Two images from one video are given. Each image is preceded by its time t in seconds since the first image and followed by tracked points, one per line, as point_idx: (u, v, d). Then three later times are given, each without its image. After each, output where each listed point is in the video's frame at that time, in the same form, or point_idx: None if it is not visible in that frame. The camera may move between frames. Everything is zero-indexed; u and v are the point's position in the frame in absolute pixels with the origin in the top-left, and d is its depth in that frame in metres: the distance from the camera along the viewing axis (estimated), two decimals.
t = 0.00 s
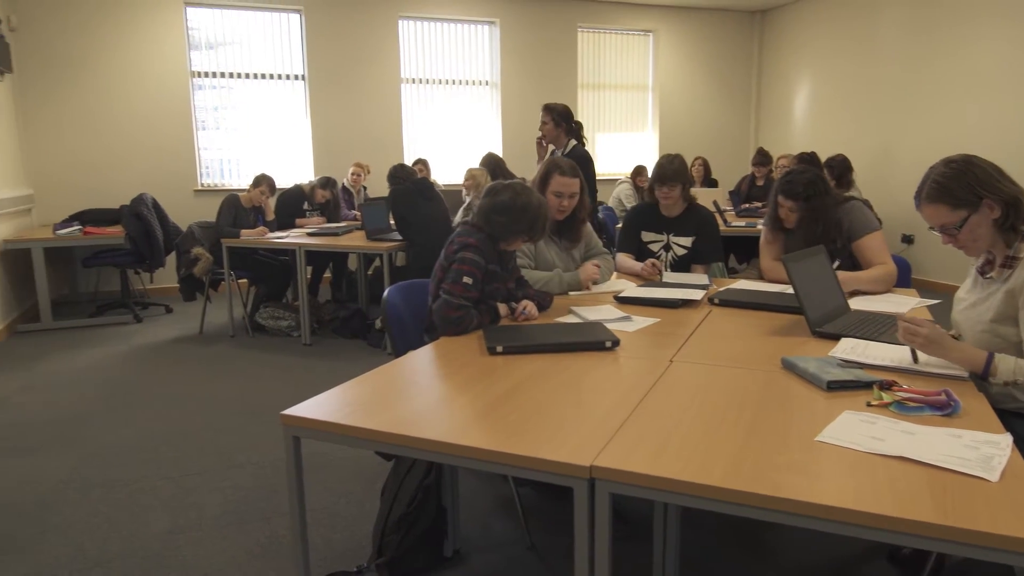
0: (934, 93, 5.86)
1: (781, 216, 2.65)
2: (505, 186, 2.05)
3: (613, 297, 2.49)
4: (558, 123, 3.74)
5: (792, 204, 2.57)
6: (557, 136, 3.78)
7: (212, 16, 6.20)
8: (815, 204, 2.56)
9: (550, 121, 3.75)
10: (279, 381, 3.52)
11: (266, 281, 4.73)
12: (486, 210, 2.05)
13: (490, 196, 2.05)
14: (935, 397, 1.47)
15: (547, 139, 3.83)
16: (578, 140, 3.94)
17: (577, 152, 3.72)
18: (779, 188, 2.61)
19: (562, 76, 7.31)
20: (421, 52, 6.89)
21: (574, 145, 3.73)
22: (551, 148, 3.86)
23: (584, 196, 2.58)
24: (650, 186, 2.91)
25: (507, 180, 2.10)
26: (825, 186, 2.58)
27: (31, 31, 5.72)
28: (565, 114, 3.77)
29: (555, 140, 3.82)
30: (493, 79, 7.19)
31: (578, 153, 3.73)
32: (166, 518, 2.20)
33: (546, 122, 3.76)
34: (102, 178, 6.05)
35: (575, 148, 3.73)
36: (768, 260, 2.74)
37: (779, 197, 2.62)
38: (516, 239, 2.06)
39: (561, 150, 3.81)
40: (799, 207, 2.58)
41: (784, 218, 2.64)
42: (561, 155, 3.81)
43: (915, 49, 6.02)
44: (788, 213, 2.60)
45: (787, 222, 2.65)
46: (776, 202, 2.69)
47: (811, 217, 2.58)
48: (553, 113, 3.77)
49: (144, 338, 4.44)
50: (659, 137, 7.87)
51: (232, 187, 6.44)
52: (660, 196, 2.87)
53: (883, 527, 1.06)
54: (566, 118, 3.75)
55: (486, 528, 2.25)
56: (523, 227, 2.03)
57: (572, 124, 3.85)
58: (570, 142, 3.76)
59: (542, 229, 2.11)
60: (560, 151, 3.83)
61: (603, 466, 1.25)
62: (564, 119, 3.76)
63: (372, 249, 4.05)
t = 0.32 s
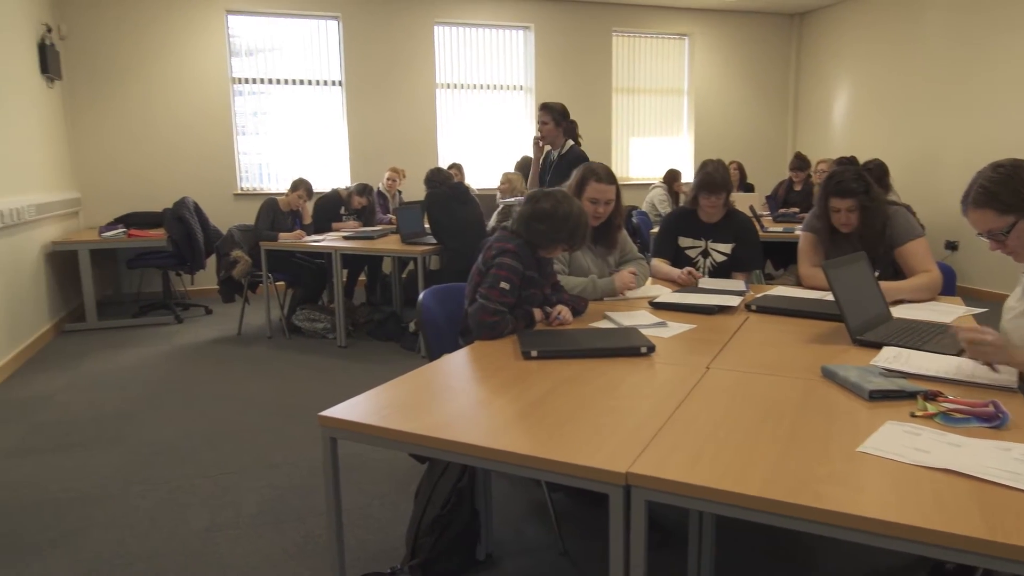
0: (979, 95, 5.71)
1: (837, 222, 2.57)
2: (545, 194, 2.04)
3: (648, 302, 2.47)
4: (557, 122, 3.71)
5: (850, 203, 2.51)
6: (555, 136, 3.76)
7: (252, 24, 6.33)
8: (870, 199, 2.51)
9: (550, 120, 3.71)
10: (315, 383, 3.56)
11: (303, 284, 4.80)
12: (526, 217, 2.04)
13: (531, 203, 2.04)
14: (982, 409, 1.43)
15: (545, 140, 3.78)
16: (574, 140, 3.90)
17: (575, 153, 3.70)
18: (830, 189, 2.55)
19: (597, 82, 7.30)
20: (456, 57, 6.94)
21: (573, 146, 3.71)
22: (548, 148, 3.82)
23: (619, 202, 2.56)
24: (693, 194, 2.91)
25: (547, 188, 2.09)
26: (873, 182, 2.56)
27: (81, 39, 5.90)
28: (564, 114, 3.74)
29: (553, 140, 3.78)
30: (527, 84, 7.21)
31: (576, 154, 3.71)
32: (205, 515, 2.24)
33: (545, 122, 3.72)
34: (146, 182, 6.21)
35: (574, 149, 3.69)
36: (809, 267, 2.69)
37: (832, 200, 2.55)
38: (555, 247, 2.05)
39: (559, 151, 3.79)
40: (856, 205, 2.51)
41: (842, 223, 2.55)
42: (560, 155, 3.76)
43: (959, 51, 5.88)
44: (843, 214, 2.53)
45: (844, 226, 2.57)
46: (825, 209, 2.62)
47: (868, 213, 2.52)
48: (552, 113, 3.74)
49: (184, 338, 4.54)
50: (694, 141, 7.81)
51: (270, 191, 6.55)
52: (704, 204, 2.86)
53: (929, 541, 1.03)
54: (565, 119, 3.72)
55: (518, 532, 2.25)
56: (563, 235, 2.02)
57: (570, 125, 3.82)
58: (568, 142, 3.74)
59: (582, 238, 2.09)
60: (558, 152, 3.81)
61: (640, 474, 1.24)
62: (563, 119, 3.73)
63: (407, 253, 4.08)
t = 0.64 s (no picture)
0: None
1: (890, 225, 2.50)
2: (591, 200, 2.04)
3: (692, 309, 2.45)
4: (560, 128, 3.66)
5: (903, 206, 2.43)
6: (557, 144, 3.71)
7: (300, 31, 6.47)
8: (924, 203, 2.44)
9: (552, 126, 3.66)
10: (359, 384, 3.61)
11: (347, 286, 4.87)
12: (572, 223, 2.04)
13: (576, 209, 2.04)
14: None
15: (547, 147, 3.73)
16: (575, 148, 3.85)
17: (576, 161, 3.66)
18: (883, 192, 2.47)
19: (639, 86, 7.27)
20: (498, 63, 6.98)
21: (574, 154, 3.66)
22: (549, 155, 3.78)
23: (662, 208, 2.54)
24: (741, 200, 2.87)
25: (593, 194, 2.09)
26: (929, 185, 2.48)
27: (137, 48, 6.11)
28: (567, 122, 3.71)
29: (554, 147, 3.74)
30: (569, 88, 7.21)
31: (578, 163, 3.67)
32: (251, 512, 2.29)
33: (547, 127, 3.67)
34: (196, 186, 6.38)
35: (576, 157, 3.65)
36: (857, 274, 2.64)
37: (885, 203, 2.48)
38: (600, 253, 2.04)
39: (559, 159, 3.74)
40: (910, 208, 2.44)
41: (895, 227, 2.48)
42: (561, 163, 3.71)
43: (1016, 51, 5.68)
44: (896, 217, 2.46)
45: (897, 229, 2.50)
46: (877, 212, 2.55)
47: (921, 217, 2.45)
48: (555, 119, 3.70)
49: (231, 339, 4.65)
50: (738, 145, 7.69)
51: (315, 195, 6.67)
52: (755, 212, 2.83)
53: (986, 559, 1.00)
54: (569, 126, 3.69)
55: (559, 538, 2.24)
56: (608, 242, 2.01)
57: (572, 134, 3.78)
58: (569, 150, 3.70)
59: (627, 244, 2.08)
60: (558, 160, 3.76)
61: (684, 482, 1.23)
62: (567, 127, 3.69)
63: (449, 257, 4.11)
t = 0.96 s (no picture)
0: None
1: (952, 232, 2.41)
2: (641, 206, 2.02)
3: (742, 317, 2.41)
4: (564, 129, 3.43)
5: (968, 212, 2.34)
6: (560, 143, 3.48)
7: (351, 39, 6.59)
8: (990, 210, 2.34)
9: (557, 124, 3.43)
10: (406, 388, 3.65)
11: (394, 290, 4.93)
12: (621, 230, 2.03)
13: (626, 215, 2.02)
14: None
15: (552, 146, 3.51)
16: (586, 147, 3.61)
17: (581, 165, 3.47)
18: (947, 197, 2.38)
19: (687, 92, 7.20)
20: (546, 69, 7.00)
21: (579, 156, 3.46)
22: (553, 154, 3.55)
23: (712, 214, 2.50)
24: (799, 208, 2.81)
25: (642, 200, 2.07)
26: (995, 191, 2.38)
27: (196, 58, 6.30)
28: (574, 121, 3.45)
29: (557, 146, 3.51)
30: (616, 93, 7.18)
31: (583, 165, 3.47)
32: (300, 511, 2.34)
33: (551, 126, 3.45)
34: (250, 191, 6.55)
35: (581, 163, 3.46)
36: (915, 283, 2.56)
37: (948, 208, 2.39)
38: (649, 259, 2.02)
39: (564, 160, 3.54)
40: (975, 214, 2.35)
41: (958, 233, 2.39)
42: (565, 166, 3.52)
43: None
44: (960, 223, 2.37)
45: (959, 236, 2.41)
46: (938, 218, 2.46)
47: (986, 224, 2.35)
48: (562, 118, 3.45)
49: (281, 341, 4.75)
50: (790, 151, 7.54)
51: (364, 200, 6.78)
52: (813, 220, 2.78)
53: None
54: (575, 127, 3.44)
55: (605, 547, 2.23)
56: (658, 248, 1.99)
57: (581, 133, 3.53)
58: (575, 152, 3.48)
59: (677, 251, 2.06)
60: (563, 160, 3.55)
61: (736, 493, 1.21)
62: (573, 126, 3.45)
63: (495, 262, 4.13)
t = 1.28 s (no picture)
0: None
1: (1014, 238, 2.32)
2: (688, 212, 2.00)
3: (791, 325, 2.36)
4: (571, 137, 3.37)
5: None
6: (566, 153, 3.43)
7: (398, 46, 6.69)
8: None
9: (564, 133, 3.38)
10: (449, 391, 3.68)
11: (438, 294, 4.98)
12: (667, 236, 2.01)
13: (673, 221, 2.00)
14: None
15: (559, 156, 3.46)
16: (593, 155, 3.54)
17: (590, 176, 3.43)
18: (1008, 201, 2.29)
19: (734, 96, 7.11)
20: (590, 74, 6.99)
21: (587, 167, 3.41)
22: (561, 163, 3.51)
23: (759, 220, 2.46)
24: (853, 213, 2.74)
25: (689, 206, 2.05)
26: None
27: (248, 66, 6.47)
28: (582, 130, 3.40)
29: (565, 155, 3.46)
30: (661, 98, 7.12)
31: (591, 176, 3.43)
32: (344, 511, 2.38)
33: (558, 135, 3.39)
34: (298, 196, 6.69)
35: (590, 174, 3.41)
36: (973, 292, 2.48)
37: (1009, 213, 2.30)
38: (696, 266, 2.00)
39: (572, 169, 3.49)
40: None
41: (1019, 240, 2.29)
42: (573, 176, 3.48)
43: None
44: (1021, 229, 2.27)
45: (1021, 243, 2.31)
46: (1000, 224, 2.37)
47: None
48: (569, 126, 3.39)
49: (327, 343, 4.83)
50: (840, 156, 7.37)
51: (408, 205, 6.86)
52: (865, 225, 2.71)
53: None
54: (583, 136, 3.39)
55: (647, 554, 2.21)
56: (705, 255, 1.96)
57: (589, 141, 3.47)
58: (583, 162, 3.43)
59: (724, 257, 2.03)
60: (570, 169, 3.51)
61: (786, 505, 1.18)
62: (580, 136, 3.39)
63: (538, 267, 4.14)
